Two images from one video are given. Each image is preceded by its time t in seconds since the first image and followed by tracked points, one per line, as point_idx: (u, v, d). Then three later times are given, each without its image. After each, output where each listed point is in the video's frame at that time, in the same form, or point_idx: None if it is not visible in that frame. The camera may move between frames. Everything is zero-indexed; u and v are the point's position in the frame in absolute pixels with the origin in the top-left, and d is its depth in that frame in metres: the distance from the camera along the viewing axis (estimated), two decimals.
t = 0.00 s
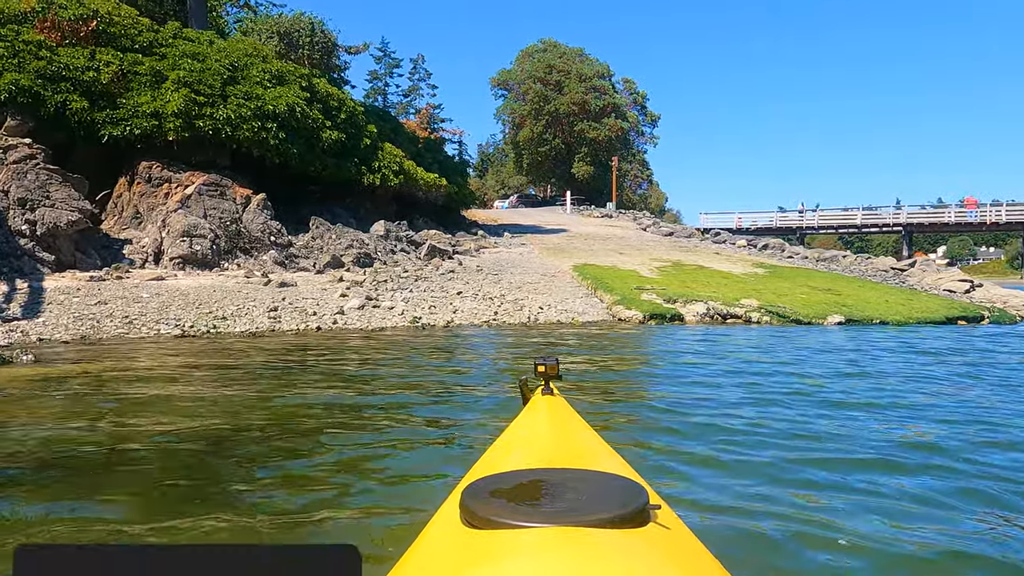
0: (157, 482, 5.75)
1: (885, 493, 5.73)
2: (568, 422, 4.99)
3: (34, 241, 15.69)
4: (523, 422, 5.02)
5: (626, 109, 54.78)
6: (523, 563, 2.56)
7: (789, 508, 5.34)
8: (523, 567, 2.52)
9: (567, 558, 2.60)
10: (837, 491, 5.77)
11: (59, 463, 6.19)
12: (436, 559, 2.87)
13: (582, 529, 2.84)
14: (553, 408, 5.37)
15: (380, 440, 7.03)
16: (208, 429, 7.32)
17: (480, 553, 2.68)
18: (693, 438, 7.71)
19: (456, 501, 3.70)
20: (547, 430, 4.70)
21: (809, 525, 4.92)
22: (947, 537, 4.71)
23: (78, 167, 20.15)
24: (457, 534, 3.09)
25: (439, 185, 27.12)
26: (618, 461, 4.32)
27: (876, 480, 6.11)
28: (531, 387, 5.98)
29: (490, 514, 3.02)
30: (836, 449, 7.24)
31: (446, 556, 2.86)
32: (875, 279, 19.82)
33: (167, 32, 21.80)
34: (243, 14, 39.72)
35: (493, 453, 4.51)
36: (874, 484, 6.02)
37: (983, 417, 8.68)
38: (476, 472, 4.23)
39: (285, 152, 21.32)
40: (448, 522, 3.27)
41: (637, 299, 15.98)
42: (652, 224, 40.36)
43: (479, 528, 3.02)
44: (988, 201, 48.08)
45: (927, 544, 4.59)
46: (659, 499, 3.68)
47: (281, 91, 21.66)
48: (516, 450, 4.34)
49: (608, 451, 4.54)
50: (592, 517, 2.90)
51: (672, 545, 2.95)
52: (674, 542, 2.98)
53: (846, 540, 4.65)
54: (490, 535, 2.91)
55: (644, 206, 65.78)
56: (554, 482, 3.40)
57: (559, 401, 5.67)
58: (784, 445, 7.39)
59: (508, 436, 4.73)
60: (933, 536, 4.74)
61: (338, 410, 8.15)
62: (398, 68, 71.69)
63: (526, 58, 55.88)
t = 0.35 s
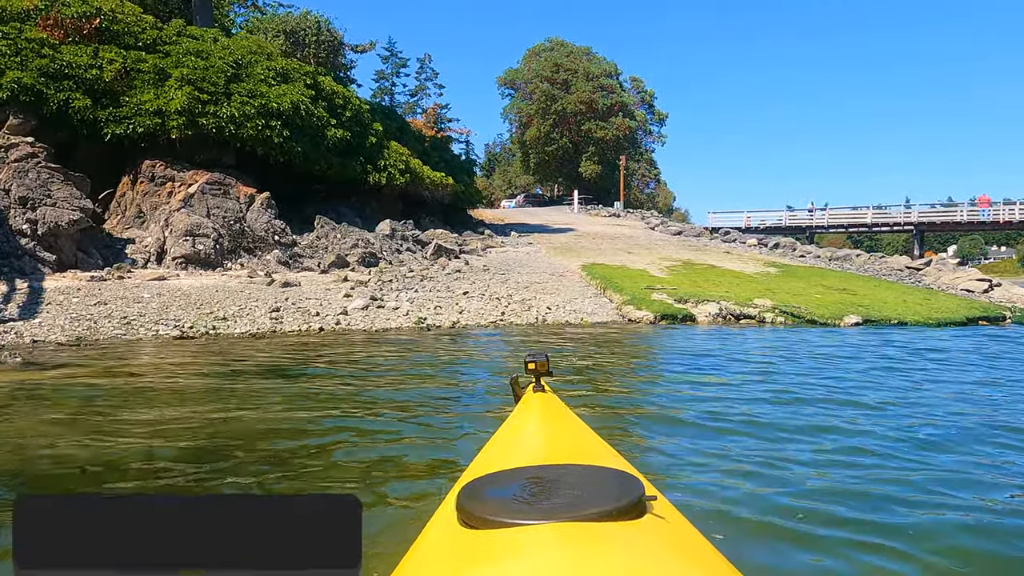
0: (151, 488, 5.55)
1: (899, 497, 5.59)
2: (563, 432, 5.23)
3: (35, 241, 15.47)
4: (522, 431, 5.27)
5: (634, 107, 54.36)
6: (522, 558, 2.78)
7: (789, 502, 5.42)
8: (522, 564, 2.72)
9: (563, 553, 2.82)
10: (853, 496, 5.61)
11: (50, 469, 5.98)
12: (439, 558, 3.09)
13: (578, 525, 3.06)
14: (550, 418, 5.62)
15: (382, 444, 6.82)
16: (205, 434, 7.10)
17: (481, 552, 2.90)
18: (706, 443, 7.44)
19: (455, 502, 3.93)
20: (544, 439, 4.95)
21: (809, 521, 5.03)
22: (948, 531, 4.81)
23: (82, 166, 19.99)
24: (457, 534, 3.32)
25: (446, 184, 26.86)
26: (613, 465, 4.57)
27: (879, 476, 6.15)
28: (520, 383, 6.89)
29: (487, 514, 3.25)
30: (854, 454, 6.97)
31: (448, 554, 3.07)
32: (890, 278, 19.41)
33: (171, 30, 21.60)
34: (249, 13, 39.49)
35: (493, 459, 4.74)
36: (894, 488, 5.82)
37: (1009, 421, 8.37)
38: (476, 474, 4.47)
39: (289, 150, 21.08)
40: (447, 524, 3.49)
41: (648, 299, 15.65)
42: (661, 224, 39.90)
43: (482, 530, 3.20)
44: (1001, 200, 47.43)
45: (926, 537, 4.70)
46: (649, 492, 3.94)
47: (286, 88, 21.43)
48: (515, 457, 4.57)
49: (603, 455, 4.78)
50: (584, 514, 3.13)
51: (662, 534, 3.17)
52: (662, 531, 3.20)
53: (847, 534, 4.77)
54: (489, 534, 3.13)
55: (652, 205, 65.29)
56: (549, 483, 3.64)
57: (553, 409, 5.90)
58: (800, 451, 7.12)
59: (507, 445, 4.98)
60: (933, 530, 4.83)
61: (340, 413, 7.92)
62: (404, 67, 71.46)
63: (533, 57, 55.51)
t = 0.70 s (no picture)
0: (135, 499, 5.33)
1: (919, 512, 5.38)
2: (559, 434, 5.27)
3: (32, 241, 15.25)
4: (518, 433, 5.31)
5: (640, 106, 53.97)
6: (519, 559, 2.82)
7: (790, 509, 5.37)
8: (520, 564, 2.76)
9: (560, 552, 2.87)
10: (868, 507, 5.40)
11: (29, 482, 5.71)
12: (434, 559, 3.12)
13: (575, 525, 3.10)
14: (547, 420, 5.66)
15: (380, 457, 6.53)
16: (195, 444, 6.80)
17: (477, 553, 2.93)
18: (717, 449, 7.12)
19: (449, 501, 3.96)
20: (540, 442, 4.99)
21: (811, 530, 4.98)
22: (956, 544, 4.75)
23: (81, 166, 19.79)
24: (452, 535, 3.35)
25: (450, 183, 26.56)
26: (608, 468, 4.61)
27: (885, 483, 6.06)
28: (517, 387, 6.86)
29: (481, 515, 3.28)
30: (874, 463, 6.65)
31: (445, 554, 3.11)
32: (903, 278, 19.03)
33: (171, 27, 21.36)
34: (252, 11, 39.23)
35: (488, 461, 4.79)
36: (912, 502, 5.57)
37: None
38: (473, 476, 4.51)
39: (290, 149, 20.81)
40: (442, 524, 3.52)
41: (655, 299, 15.32)
42: (667, 223, 39.47)
43: (477, 531, 3.23)
44: (1011, 198, 46.78)
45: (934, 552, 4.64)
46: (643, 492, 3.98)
47: (287, 86, 21.16)
48: (510, 458, 4.61)
49: (598, 460, 4.82)
50: (580, 514, 3.17)
51: (657, 536, 3.20)
52: (658, 535, 3.23)
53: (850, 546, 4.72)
54: (484, 535, 3.17)
55: (658, 205, 64.85)
56: (544, 484, 3.67)
57: (548, 412, 5.92)
58: (816, 458, 6.79)
59: (503, 447, 5.02)
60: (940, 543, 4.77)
61: (336, 421, 7.62)
62: (410, 67, 71.24)
63: (538, 56, 55.16)
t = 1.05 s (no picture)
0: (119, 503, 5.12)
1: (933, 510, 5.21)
2: (560, 432, 5.22)
3: (27, 241, 15.01)
4: (520, 432, 5.26)
5: (644, 106, 53.65)
6: (523, 558, 2.83)
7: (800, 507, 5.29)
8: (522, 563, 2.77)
9: (562, 551, 2.88)
10: (885, 510, 5.21)
11: (2, 487, 5.46)
12: (439, 556, 3.14)
13: (579, 524, 3.09)
14: (548, 419, 5.60)
15: (379, 458, 6.28)
16: (179, 446, 6.53)
17: (482, 552, 2.95)
18: (725, 451, 6.82)
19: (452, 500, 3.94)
20: (541, 441, 4.94)
21: (823, 526, 4.88)
22: (973, 545, 4.61)
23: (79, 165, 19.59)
24: (455, 534, 3.37)
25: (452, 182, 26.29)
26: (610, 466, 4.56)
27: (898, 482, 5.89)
28: (522, 385, 6.63)
29: (485, 515, 3.29)
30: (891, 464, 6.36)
31: (450, 553, 3.12)
32: (912, 278, 18.69)
33: (170, 25, 21.14)
34: (254, 11, 39.01)
35: (490, 461, 4.72)
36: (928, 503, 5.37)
37: None
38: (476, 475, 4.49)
39: (290, 148, 20.58)
40: (446, 523, 3.53)
41: (660, 300, 15.02)
42: (672, 223, 39.11)
43: (481, 531, 3.25)
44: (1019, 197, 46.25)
45: (949, 548, 4.53)
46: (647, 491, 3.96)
47: (287, 84, 20.92)
48: (512, 458, 4.56)
49: (600, 458, 4.78)
50: (584, 513, 3.17)
51: (660, 534, 3.20)
52: (660, 530, 3.22)
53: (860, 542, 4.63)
54: (489, 535, 3.17)
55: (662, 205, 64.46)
56: (547, 483, 3.67)
57: (550, 409, 5.86)
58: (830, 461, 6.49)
59: (505, 446, 4.97)
60: (956, 540, 4.66)
61: (330, 423, 7.34)
62: (413, 67, 71.01)
63: (542, 55, 54.85)
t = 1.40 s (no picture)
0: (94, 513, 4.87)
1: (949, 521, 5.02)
2: (564, 433, 5.09)
3: (20, 241, 14.76)
4: (522, 432, 5.10)
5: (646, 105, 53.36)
6: (526, 561, 2.72)
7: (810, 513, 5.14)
8: (523, 565, 2.67)
9: (565, 553, 2.77)
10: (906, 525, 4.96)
11: None
12: (438, 559, 3.03)
13: (583, 526, 2.98)
14: (551, 419, 5.42)
15: (372, 463, 6.03)
16: (160, 451, 6.24)
17: (483, 552, 2.85)
18: (732, 459, 6.55)
19: (454, 501, 3.81)
20: (544, 442, 4.78)
21: (834, 535, 4.73)
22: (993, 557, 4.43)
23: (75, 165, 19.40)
24: (455, 533, 3.26)
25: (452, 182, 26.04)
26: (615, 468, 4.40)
27: (911, 493, 5.69)
28: (523, 387, 6.36)
29: (487, 514, 3.18)
30: (904, 477, 6.11)
31: (450, 555, 3.01)
32: (920, 277, 18.37)
33: (167, 23, 20.92)
34: (255, 10, 38.81)
35: (491, 464, 4.57)
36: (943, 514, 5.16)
37: None
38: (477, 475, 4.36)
39: (288, 147, 20.34)
40: (445, 523, 3.42)
41: (663, 300, 14.71)
42: (675, 223, 38.78)
43: (482, 531, 3.13)
44: None
45: (964, 559, 4.39)
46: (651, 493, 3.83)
47: (285, 82, 20.66)
48: (514, 459, 4.40)
49: (605, 460, 4.62)
50: (588, 514, 3.05)
51: (665, 535, 3.08)
52: (665, 532, 3.11)
53: (872, 551, 4.48)
54: (490, 535, 3.05)
55: (665, 205, 64.16)
56: (551, 485, 3.54)
57: (553, 410, 5.69)
58: (841, 473, 6.20)
59: (507, 446, 4.82)
60: (970, 551, 4.50)
61: (320, 428, 7.06)
62: (415, 67, 70.84)
63: (545, 55, 54.60)
